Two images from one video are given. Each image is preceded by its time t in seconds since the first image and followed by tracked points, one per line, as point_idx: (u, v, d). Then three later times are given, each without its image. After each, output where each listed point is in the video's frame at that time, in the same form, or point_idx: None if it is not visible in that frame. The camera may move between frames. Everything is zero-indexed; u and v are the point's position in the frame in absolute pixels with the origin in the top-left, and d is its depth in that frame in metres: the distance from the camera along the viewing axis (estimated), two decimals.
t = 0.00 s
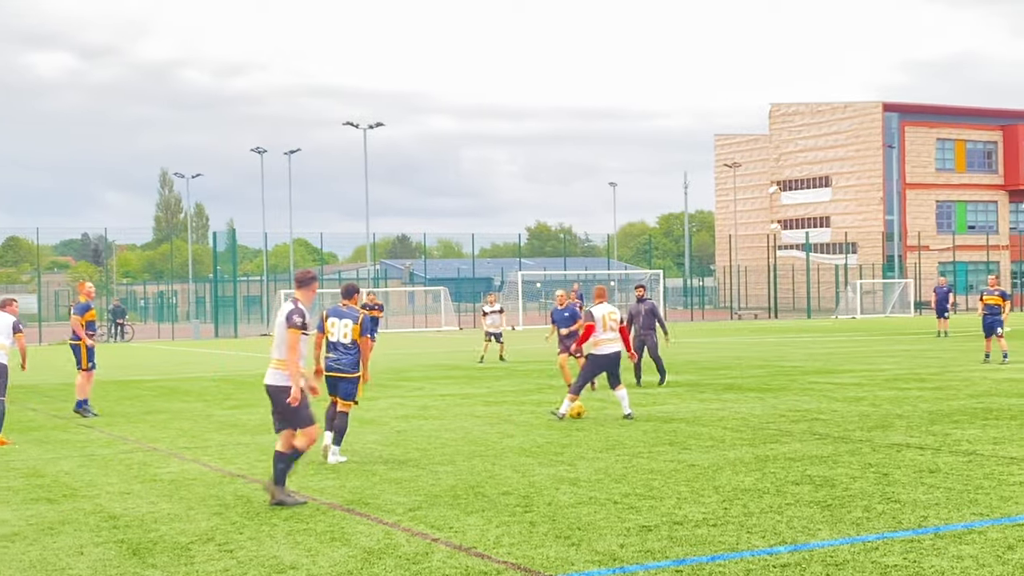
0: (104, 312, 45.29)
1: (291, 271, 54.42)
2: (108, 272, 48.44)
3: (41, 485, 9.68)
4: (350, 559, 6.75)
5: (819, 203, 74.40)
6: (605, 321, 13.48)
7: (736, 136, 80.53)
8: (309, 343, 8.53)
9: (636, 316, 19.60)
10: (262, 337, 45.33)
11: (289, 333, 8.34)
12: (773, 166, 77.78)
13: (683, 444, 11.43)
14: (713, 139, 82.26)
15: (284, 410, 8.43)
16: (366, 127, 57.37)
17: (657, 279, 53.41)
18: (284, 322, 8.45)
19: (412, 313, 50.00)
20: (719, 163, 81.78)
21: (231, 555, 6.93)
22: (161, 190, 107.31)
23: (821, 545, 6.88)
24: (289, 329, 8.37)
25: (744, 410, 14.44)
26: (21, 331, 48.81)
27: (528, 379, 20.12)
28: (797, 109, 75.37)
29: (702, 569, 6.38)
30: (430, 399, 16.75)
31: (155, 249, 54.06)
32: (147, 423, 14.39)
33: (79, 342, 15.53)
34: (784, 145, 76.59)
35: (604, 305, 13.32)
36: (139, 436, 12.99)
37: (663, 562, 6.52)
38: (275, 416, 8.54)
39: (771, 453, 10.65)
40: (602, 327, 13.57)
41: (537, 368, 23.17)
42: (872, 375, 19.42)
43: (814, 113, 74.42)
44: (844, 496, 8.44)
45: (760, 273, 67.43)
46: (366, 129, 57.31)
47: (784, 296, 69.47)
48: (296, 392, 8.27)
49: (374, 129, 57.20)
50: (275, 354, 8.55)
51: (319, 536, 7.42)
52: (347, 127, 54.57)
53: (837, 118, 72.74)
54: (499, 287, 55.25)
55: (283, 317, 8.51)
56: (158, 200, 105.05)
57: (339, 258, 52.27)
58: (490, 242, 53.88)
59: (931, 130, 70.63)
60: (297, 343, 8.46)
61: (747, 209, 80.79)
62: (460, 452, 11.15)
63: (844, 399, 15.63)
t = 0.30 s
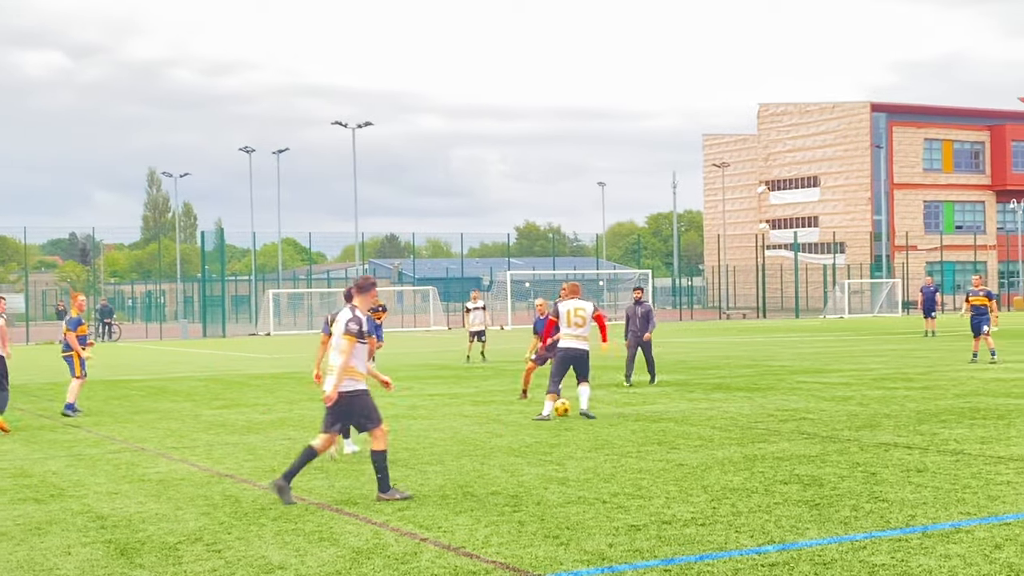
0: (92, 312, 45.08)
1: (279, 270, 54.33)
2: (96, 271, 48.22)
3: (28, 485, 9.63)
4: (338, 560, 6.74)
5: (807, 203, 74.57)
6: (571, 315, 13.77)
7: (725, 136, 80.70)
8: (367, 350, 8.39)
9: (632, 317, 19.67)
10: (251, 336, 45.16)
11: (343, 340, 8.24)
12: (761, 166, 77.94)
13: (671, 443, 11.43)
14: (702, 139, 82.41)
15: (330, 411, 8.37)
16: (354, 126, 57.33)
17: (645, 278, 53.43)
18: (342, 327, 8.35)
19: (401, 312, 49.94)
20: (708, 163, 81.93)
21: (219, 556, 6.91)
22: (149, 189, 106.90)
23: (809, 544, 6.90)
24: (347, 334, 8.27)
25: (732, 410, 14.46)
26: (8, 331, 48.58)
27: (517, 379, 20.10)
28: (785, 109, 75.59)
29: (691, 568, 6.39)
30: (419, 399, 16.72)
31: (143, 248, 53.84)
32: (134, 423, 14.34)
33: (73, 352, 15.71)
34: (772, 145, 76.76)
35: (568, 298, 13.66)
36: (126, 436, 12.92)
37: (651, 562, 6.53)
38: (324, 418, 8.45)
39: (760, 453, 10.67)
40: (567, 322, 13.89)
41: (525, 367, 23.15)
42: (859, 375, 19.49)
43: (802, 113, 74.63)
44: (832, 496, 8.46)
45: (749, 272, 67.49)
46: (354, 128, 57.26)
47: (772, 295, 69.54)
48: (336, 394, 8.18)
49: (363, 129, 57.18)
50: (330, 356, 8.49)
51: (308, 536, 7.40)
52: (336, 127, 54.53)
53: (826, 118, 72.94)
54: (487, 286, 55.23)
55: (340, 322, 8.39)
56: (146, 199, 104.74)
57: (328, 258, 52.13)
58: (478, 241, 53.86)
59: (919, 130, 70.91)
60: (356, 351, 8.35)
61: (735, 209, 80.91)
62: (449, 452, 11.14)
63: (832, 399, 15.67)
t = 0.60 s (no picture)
0: (85, 311, 44.96)
1: (274, 269, 54.27)
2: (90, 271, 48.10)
3: (22, 485, 9.60)
4: (332, 559, 6.73)
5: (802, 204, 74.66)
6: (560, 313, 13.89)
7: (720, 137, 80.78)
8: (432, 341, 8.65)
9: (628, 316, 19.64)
10: (245, 336, 45.09)
11: (418, 333, 8.43)
12: (755, 167, 78.03)
13: (665, 444, 11.45)
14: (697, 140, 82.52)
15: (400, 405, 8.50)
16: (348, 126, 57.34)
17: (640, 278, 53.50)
18: (411, 323, 8.48)
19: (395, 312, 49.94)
20: (703, 163, 82.01)
21: (212, 556, 6.89)
22: (142, 189, 106.71)
23: (802, 544, 6.91)
24: (419, 329, 8.47)
25: (727, 410, 14.47)
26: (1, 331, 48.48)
27: (511, 379, 20.10)
28: (779, 109, 75.71)
29: (685, 569, 6.39)
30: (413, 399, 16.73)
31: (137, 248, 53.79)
32: (128, 423, 14.32)
33: (65, 338, 15.90)
34: (766, 146, 76.86)
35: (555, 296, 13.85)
36: (119, 436, 12.89)
37: (646, 562, 6.53)
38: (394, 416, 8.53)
39: (753, 453, 10.68)
40: (557, 321, 13.95)
41: (520, 368, 23.14)
42: (853, 376, 19.54)
43: (796, 114, 74.72)
44: (825, 496, 8.47)
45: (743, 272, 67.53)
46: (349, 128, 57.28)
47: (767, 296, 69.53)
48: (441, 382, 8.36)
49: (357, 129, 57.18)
50: (395, 354, 8.56)
51: (301, 536, 7.40)
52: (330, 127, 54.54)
53: (820, 119, 73.05)
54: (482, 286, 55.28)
55: (405, 317, 8.51)
56: (140, 198, 104.55)
57: (322, 258, 52.08)
58: (472, 242, 53.68)
59: (913, 131, 71.03)
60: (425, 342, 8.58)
61: (729, 210, 80.95)
62: (443, 451, 11.15)
63: (827, 399, 15.70)
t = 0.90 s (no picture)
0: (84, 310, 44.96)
1: (273, 270, 54.26)
2: (89, 272, 48.06)
3: (20, 484, 9.60)
4: (330, 560, 6.73)
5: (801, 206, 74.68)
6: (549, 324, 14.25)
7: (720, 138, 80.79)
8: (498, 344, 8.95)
9: (624, 319, 19.63)
10: (244, 336, 45.09)
11: (488, 334, 8.76)
12: (755, 168, 78.05)
13: (664, 445, 11.46)
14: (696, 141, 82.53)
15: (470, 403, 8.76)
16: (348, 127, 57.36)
17: (639, 279, 53.48)
18: (480, 323, 8.83)
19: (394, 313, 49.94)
20: (702, 164, 82.04)
21: (210, 556, 6.89)
22: (142, 189, 106.76)
23: (801, 546, 6.91)
24: (489, 328, 8.81)
25: (726, 412, 14.48)
26: None
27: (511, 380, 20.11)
28: (779, 111, 75.70)
29: (683, 570, 6.39)
30: (413, 399, 16.72)
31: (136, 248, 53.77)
32: (126, 423, 14.31)
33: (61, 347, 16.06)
34: (766, 148, 76.88)
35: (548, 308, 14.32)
36: (118, 436, 12.89)
37: (644, 563, 6.53)
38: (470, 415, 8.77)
39: (752, 455, 10.69)
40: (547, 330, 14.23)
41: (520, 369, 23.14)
42: (852, 378, 19.54)
43: (796, 115, 74.69)
44: (824, 498, 8.47)
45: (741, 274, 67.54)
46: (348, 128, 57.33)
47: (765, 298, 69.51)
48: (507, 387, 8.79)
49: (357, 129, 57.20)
50: (465, 354, 8.84)
51: (299, 536, 7.40)
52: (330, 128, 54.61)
53: (819, 121, 73.06)
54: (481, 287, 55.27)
55: (474, 318, 8.86)
56: (139, 198, 104.60)
57: (321, 258, 52.13)
58: (471, 243, 53.59)
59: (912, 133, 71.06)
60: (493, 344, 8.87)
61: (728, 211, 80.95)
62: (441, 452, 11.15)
63: (825, 401, 15.71)
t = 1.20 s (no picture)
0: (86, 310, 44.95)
1: (275, 270, 54.27)
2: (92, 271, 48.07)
3: (22, 484, 9.60)
4: (331, 561, 6.73)
5: (803, 208, 74.63)
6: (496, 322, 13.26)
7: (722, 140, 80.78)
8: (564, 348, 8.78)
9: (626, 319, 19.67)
10: (246, 337, 45.11)
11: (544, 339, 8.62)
12: (757, 170, 78.03)
13: (665, 447, 11.47)
14: (699, 143, 82.51)
15: (528, 403, 8.79)
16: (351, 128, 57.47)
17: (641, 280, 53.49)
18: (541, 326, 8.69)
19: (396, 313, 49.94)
20: (705, 166, 82.03)
21: (212, 556, 6.89)
22: (146, 189, 106.88)
23: (802, 549, 6.91)
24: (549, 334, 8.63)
25: (727, 413, 14.48)
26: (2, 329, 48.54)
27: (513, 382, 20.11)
28: (781, 113, 75.66)
29: (685, 572, 6.39)
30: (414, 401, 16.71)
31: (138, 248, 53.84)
32: (128, 423, 14.32)
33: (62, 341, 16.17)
34: (768, 150, 76.86)
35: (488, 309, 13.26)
36: (120, 436, 12.89)
37: (645, 565, 6.53)
38: (517, 410, 8.90)
39: (754, 457, 10.69)
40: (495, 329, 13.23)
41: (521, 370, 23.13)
42: (853, 380, 19.55)
43: (798, 117, 74.62)
44: (825, 501, 8.46)
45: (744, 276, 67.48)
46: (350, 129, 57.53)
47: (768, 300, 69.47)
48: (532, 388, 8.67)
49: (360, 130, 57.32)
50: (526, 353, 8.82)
51: (301, 537, 7.41)
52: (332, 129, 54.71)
53: (822, 123, 73.02)
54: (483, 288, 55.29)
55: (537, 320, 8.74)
56: (142, 198, 104.72)
57: (324, 259, 52.19)
58: (473, 243, 53.61)
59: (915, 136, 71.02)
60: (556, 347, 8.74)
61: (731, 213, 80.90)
62: (443, 453, 11.15)
63: (827, 403, 15.71)
